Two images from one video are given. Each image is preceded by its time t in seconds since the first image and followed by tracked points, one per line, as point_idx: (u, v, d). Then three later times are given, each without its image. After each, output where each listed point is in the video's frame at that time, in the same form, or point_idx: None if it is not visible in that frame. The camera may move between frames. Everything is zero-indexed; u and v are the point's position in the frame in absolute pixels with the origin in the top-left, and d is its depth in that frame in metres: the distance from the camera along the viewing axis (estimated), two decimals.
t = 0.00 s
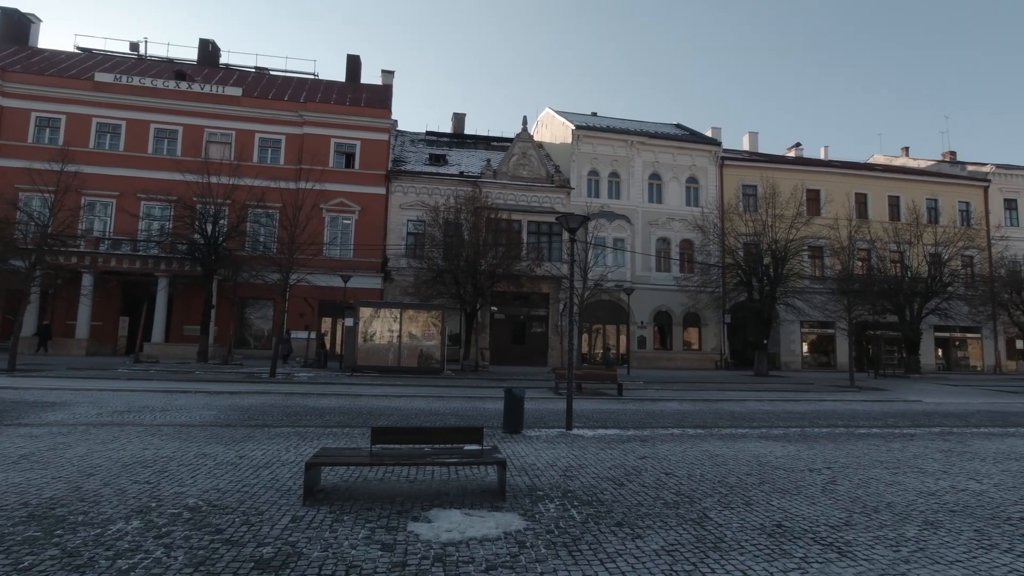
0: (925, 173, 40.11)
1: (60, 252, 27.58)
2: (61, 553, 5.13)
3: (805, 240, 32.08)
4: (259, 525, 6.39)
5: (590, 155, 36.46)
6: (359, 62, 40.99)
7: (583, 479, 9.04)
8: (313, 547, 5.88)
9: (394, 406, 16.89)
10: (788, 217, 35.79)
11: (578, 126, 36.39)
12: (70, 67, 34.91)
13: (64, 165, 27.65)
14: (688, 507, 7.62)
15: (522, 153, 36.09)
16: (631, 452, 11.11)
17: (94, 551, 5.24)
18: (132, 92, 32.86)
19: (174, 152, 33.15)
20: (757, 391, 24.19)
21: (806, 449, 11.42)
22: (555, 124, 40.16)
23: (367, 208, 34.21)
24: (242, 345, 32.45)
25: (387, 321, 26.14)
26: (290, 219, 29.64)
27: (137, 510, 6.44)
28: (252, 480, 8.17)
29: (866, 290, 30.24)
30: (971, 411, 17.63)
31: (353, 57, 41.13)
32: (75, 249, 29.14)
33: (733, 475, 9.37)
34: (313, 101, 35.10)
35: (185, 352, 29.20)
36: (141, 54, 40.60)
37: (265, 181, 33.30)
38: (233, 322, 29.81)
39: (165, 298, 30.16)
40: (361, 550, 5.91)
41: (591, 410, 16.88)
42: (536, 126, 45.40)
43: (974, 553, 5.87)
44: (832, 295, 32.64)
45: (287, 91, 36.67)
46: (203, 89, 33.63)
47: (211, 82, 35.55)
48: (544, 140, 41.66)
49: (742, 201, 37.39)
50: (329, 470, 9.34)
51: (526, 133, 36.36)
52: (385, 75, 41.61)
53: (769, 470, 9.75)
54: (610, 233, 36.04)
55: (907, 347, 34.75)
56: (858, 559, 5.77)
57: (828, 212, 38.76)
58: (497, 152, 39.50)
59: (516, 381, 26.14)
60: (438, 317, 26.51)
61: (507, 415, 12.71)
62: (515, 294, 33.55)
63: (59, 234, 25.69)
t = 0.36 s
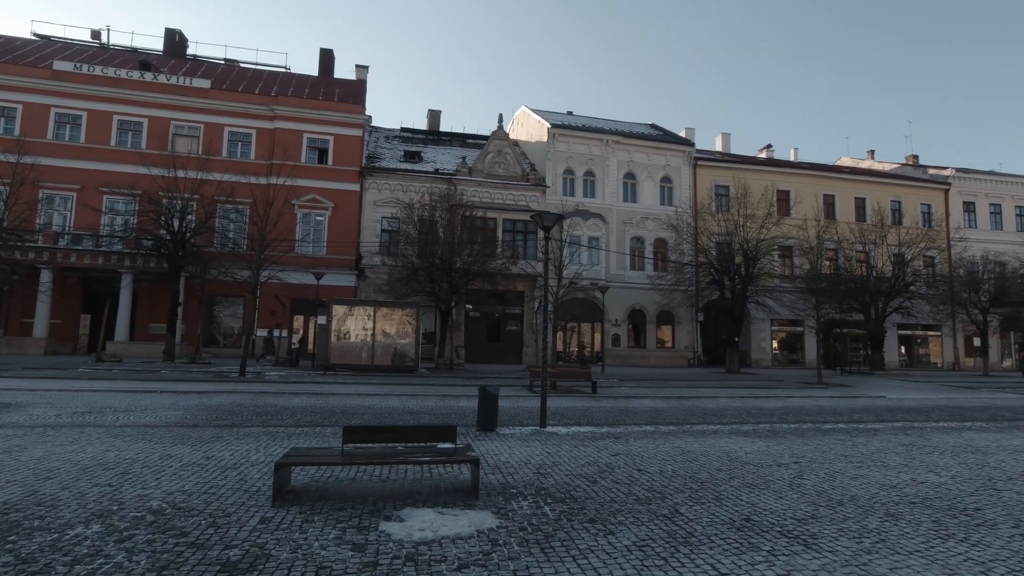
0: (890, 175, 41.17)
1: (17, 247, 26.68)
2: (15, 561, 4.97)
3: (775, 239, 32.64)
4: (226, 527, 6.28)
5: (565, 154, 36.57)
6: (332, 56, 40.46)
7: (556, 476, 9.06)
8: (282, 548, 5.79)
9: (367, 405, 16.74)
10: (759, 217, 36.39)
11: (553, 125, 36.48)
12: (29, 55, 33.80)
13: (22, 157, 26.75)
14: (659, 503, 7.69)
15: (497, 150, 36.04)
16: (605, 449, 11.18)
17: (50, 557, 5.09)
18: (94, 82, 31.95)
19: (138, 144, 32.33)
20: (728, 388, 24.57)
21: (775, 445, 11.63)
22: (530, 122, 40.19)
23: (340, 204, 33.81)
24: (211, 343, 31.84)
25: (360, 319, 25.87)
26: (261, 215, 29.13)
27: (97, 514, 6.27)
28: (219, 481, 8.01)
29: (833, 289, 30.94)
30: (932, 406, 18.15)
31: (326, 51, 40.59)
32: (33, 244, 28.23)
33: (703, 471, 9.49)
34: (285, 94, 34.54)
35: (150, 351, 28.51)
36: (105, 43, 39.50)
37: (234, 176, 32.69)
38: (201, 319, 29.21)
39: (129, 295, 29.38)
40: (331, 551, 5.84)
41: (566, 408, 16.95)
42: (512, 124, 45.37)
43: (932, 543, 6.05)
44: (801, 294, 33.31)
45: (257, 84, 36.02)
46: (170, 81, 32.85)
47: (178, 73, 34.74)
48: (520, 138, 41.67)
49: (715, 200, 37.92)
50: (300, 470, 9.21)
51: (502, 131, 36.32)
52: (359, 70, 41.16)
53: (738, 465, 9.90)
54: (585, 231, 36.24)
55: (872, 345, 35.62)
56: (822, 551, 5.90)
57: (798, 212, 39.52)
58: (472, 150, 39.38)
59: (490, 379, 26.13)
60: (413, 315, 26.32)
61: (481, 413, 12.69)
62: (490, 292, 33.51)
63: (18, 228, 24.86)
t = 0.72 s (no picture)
0: (858, 177, 42.12)
1: None
2: None
3: (748, 239, 33.12)
4: (194, 529, 6.15)
5: (542, 152, 36.62)
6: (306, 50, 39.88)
7: (531, 473, 9.08)
8: (251, 550, 5.69)
9: (341, 403, 16.57)
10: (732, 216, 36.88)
11: (529, 123, 36.49)
12: None
13: None
14: (633, 499, 7.75)
15: (474, 148, 35.93)
16: (579, 446, 11.23)
17: (6, 564, 4.93)
18: (56, 72, 31.02)
19: (102, 137, 31.50)
20: (701, 385, 24.88)
21: (746, 440, 11.82)
22: (507, 120, 40.14)
23: (314, 201, 33.38)
24: (180, 341, 31.19)
25: (334, 316, 25.56)
26: (232, 211, 28.56)
27: (57, 518, 6.09)
28: (187, 482, 7.85)
29: (804, 287, 31.55)
30: (896, 401, 18.64)
31: (300, 44, 40.00)
32: None
33: (676, 467, 9.59)
34: (257, 88, 33.96)
35: (116, 350, 27.83)
36: (67, 31, 38.36)
37: (204, 170, 32.06)
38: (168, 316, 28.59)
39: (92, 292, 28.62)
40: (303, 551, 5.76)
41: (541, 405, 17.00)
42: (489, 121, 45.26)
43: (895, 533, 6.20)
44: (772, 292, 33.90)
45: (228, 77, 35.34)
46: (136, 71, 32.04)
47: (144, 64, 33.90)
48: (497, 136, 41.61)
49: (689, 200, 38.34)
50: (271, 470, 9.08)
51: (479, 128, 36.21)
52: (334, 64, 40.66)
53: (710, 461, 10.03)
54: (561, 229, 36.35)
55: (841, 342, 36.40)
56: (791, 543, 6.00)
57: (770, 212, 40.17)
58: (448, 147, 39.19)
59: (466, 377, 26.08)
60: (388, 313, 26.10)
61: (457, 412, 12.64)
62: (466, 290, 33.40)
63: None
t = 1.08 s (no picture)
0: (829, 177, 42.94)
1: None
2: None
3: (723, 237, 33.51)
4: (161, 532, 6.02)
5: (519, 149, 36.60)
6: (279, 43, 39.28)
7: (507, 471, 9.08)
8: (221, 552, 5.59)
9: (316, 402, 16.38)
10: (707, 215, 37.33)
11: (507, 120, 36.47)
12: None
13: None
14: (608, 495, 7.80)
15: (451, 144, 35.78)
16: (556, 443, 11.26)
17: None
18: (17, 60, 30.07)
19: (66, 128, 30.64)
20: (677, 382, 25.14)
21: (719, 436, 11.97)
22: (485, 117, 40.04)
23: (288, 196, 32.92)
24: (149, 339, 30.54)
25: (309, 314, 25.23)
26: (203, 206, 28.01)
27: (16, 523, 5.91)
28: (154, 484, 7.69)
29: (776, 285, 32.08)
30: (865, 396, 19.07)
31: (273, 37, 39.38)
32: None
33: (651, 463, 9.68)
34: (229, 80, 33.34)
35: (81, 349, 27.14)
36: (29, 19, 37.20)
37: (174, 164, 31.40)
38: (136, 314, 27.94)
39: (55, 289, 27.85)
40: (275, 552, 5.68)
41: (519, 402, 17.02)
42: (466, 117, 45.10)
43: (862, 526, 6.33)
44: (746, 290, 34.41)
45: (199, 69, 34.64)
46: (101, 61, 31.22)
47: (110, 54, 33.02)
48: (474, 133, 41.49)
49: (666, 198, 38.69)
50: (242, 471, 8.93)
51: (456, 125, 36.06)
52: (309, 58, 40.10)
53: (684, 457, 10.14)
54: (538, 227, 36.43)
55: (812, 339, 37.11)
56: (761, 537, 6.09)
57: (744, 211, 40.75)
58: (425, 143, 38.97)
59: (443, 375, 25.99)
60: (364, 310, 25.84)
61: (434, 410, 12.57)
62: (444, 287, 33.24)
63: None
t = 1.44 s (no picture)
0: (800, 177, 43.71)
1: None
2: None
3: (697, 236, 33.87)
4: (124, 536, 5.86)
5: (496, 147, 36.52)
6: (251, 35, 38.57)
7: (482, 469, 9.06)
8: (187, 555, 5.46)
9: (289, 401, 16.15)
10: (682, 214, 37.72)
11: (484, 117, 36.37)
12: None
13: None
14: (582, 492, 7.83)
15: (428, 141, 35.55)
16: (531, 440, 11.27)
17: None
18: None
19: (26, 119, 29.68)
20: (652, 379, 25.37)
21: (692, 432, 12.10)
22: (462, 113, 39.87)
23: (260, 192, 32.39)
24: (115, 338, 29.81)
25: (283, 312, 24.84)
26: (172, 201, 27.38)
27: None
28: (118, 486, 7.49)
29: (749, 284, 32.58)
30: (833, 392, 19.49)
31: (245, 28, 38.65)
32: None
33: (625, 460, 9.73)
34: (198, 72, 32.63)
35: (43, 348, 26.36)
36: None
37: (141, 158, 30.65)
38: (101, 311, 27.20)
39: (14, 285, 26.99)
40: (244, 555, 5.57)
41: (495, 400, 17.00)
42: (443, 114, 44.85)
43: (829, 518, 6.45)
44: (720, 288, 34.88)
45: (166, 60, 33.83)
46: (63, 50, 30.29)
47: (73, 42, 32.07)
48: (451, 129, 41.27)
49: (642, 197, 38.99)
50: (211, 472, 8.75)
51: (433, 122, 35.84)
52: (282, 51, 39.45)
53: (658, 453, 10.23)
54: (515, 225, 36.41)
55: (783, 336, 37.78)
56: (732, 531, 6.17)
57: (718, 210, 41.28)
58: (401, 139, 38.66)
59: (419, 373, 25.86)
60: (339, 308, 25.54)
61: (409, 409, 12.48)
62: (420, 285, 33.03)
63: None
